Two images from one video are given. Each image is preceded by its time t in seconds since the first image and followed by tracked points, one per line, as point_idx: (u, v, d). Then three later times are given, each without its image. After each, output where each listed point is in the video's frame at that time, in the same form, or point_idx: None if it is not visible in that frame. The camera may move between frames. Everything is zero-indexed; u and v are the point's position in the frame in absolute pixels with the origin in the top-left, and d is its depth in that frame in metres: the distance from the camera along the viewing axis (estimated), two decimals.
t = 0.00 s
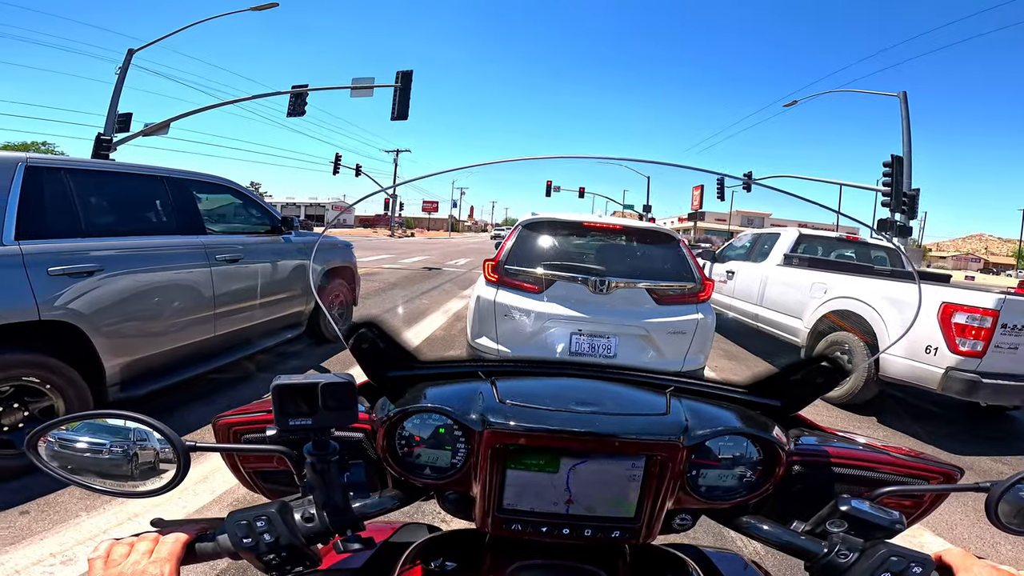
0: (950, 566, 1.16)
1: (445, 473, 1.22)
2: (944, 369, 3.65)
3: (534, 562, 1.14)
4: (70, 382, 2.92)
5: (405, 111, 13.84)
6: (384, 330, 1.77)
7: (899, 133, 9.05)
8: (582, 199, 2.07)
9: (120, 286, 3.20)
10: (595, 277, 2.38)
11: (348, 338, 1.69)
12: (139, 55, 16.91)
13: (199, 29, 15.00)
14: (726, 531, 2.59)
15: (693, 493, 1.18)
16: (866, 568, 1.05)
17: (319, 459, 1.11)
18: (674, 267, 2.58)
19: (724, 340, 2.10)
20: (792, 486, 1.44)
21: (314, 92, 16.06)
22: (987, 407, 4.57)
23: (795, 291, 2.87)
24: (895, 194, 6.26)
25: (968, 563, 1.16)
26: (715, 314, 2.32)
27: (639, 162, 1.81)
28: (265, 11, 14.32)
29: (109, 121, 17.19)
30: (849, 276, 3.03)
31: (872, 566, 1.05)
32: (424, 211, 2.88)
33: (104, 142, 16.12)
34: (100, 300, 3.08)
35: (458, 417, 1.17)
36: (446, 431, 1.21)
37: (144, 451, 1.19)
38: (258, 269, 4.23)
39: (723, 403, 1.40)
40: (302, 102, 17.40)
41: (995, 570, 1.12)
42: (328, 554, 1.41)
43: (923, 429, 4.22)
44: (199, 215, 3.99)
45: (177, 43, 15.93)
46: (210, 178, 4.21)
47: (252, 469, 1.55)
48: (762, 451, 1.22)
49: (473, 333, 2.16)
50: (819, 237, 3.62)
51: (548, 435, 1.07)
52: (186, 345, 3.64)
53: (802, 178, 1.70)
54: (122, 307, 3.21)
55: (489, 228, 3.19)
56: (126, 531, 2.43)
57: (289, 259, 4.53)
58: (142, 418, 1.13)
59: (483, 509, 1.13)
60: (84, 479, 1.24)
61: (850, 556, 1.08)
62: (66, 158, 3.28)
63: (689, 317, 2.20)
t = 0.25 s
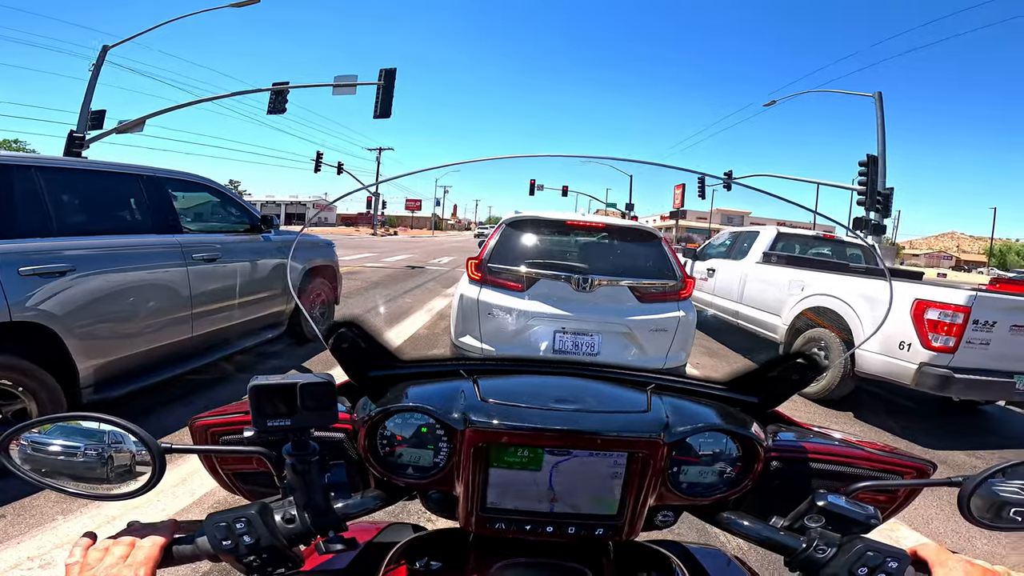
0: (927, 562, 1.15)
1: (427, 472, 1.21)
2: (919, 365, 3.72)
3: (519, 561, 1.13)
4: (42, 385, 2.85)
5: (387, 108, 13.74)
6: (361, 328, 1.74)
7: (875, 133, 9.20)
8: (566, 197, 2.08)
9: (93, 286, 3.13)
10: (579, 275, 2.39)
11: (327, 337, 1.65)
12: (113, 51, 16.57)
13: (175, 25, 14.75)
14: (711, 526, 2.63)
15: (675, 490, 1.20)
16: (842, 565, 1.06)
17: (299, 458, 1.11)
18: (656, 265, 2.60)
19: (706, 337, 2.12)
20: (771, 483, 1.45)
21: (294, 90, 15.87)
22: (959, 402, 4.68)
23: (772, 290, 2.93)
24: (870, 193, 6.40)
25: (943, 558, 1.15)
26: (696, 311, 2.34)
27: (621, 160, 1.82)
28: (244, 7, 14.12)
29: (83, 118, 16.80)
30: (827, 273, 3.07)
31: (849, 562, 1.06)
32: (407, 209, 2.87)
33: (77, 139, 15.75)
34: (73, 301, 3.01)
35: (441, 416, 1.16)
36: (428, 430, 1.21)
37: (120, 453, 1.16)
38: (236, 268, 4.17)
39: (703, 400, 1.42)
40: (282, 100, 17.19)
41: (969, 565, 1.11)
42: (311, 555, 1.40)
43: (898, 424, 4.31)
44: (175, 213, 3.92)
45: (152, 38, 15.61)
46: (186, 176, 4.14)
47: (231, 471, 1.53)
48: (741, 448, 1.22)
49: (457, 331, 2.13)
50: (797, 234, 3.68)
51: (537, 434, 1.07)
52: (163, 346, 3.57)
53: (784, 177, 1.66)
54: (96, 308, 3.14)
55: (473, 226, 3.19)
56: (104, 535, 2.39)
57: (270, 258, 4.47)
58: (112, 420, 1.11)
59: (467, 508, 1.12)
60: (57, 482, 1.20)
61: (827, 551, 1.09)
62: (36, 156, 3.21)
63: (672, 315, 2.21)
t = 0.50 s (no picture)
0: (868, 561, 1.16)
1: (369, 466, 1.20)
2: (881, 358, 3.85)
3: (468, 557, 1.12)
4: None
5: (365, 105, 13.59)
6: (297, 320, 1.68)
7: (845, 132, 9.41)
8: (544, 194, 2.08)
9: (53, 285, 3.03)
10: (551, 270, 2.38)
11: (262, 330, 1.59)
12: (79, 43, 16.08)
13: (145, 17, 14.38)
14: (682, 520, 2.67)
15: (617, 484, 1.21)
16: (784, 562, 1.09)
17: (224, 452, 1.08)
18: (629, 261, 2.61)
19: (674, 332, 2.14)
20: (716, 478, 1.47)
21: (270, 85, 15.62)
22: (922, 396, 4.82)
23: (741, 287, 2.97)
24: (839, 192, 6.57)
25: (883, 557, 1.16)
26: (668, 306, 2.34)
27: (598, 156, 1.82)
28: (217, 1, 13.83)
29: (47, 112, 16.27)
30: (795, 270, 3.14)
31: (790, 560, 1.09)
32: (385, 206, 2.83)
33: (40, 134, 15.26)
34: (31, 300, 2.91)
35: (376, 409, 1.15)
36: (368, 423, 1.21)
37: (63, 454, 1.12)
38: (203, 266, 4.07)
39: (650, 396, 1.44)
40: (256, 95, 16.87)
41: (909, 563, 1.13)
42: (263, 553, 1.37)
43: (864, 417, 4.42)
44: (136, 209, 3.82)
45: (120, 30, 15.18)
46: (150, 172, 4.04)
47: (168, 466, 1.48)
48: (685, 443, 1.23)
49: (430, 329, 2.10)
50: (767, 231, 3.75)
51: (489, 428, 1.08)
52: (125, 345, 3.47)
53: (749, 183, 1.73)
54: (55, 307, 3.05)
55: (451, 223, 3.16)
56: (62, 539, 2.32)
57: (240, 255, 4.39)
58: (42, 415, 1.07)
59: (408, 505, 1.11)
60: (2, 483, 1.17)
61: (768, 550, 1.11)
62: None
63: (644, 310, 2.22)
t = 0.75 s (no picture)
0: (837, 557, 1.19)
1: (337, 462, 1.19)
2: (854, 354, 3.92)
3: (441, 554, 1.11)
4: None
5: (346, 101, 13.44)
6: (263, 313, 1.65)
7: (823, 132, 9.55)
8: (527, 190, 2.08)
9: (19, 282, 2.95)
10: (531, 267, 2.38)
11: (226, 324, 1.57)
12: (50, 34, 15.66)
13: (120, 10, 14.05)
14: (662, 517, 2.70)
15: (593, 480, 1.20)
16: (754, 560, 1.10)
17: (182, 447, 1.06)
18: (609, 258, 2.62)
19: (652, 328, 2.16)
20: (692, 472, 1.49)
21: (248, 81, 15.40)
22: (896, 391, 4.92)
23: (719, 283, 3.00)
24: (815, 191, 6.69)
25: (852, 552, 1.18)
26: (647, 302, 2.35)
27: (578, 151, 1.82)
28: None
29: (17, 105, 15.83)
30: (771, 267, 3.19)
31: (760, 555, 1.11)
32: (366, 203, 2.81)
33: (9, 130, 14.84)
34: None
35: (344, 402, 1.15)
36: (337, 418, 1.20)
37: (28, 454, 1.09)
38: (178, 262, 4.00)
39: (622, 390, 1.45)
40: (234, 90, 16.60)
41: (875, 558, 1.15)
42: (235, 553, 1.35)
43: (838, 412, 4.51)
44: (107, 204, 3.73)
45: (93, 21, 14.81)
46: (122, 167, 3.95)
47: (130, 464, 1.44)
48: (657, 437, 1.24)
49: (410, 327, 2.08)
50: (745, 229, 3.80)
51: (458, 423, 1.08)
52: (98, 343, 3.36)
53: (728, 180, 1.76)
54: (20, 304, 2.97)
55: (433, 220, 3.14)
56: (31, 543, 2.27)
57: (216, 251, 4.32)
58: None
59: (379, 500, 1.11)
60: None
61: (739, 546, 1.13)
62: None
63: (623, 307, 2.23)
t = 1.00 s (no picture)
0: (841, 555, 1.19)
1: (335, 459, 1.19)
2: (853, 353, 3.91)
3: (441, 552, 1.10)
4: None
5: (345, 98, 13.41)
6: (260, 307, 1.62)
7: (820, 130, 9.54)
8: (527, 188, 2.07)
9: (17, 278, 2.94)
10: (530, 264, 2.38)
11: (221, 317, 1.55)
12: (48, 30, 15.60)
13: (117, 6, 14.00)
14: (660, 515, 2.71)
15: (593, 477, 1.20)
16: (757, 557, 1.10)
17: (178, 443, 1.05)
18: (608, 255, 2.62)
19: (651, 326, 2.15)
20: (693, 470, 1.48)
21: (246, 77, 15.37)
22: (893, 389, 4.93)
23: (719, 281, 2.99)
24: (813, 189, 6.69)
25: (855, 551, 1.17)
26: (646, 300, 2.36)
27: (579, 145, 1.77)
28: None
29: (15, 101, 15.79)
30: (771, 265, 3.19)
31: (763, 553, 1.10)
32: (365, 200, 2.80)
33: (6, 126, 14.79)
34: None
35: (343, 398, 1.15)
36: (335, 414, 1.19)
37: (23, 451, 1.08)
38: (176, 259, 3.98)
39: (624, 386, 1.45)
40: (233, 87, 16.56)
41: (879, 556, 1.14)
42: (234, 549, 1.35)
43: (836, 411, 4.51)
44: (105, 200, 3.72)
45: (91, 17, 14.76)
46: (120, 163, 3.94)
47: (126, 460, 1.44)
48: (658, 433, 1.24)
49: (409, 325, 2.10)
50: (744, 227, 3.80)
51: (457, 418, 1.07)
52: (97, 340, 3.36)
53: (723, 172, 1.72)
54: (18, 301, 2.96)
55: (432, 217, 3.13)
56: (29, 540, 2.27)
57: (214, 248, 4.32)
58: None
59: (378, 497, 1.10)
60: None
61: (742, 543, 1.12)
62: None
63: (621, 305, 2.23)
